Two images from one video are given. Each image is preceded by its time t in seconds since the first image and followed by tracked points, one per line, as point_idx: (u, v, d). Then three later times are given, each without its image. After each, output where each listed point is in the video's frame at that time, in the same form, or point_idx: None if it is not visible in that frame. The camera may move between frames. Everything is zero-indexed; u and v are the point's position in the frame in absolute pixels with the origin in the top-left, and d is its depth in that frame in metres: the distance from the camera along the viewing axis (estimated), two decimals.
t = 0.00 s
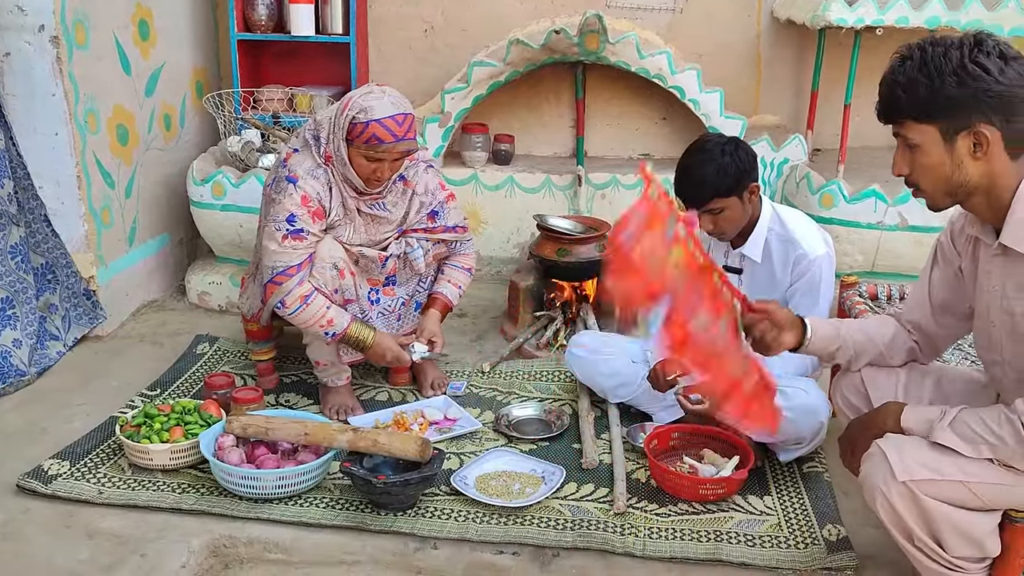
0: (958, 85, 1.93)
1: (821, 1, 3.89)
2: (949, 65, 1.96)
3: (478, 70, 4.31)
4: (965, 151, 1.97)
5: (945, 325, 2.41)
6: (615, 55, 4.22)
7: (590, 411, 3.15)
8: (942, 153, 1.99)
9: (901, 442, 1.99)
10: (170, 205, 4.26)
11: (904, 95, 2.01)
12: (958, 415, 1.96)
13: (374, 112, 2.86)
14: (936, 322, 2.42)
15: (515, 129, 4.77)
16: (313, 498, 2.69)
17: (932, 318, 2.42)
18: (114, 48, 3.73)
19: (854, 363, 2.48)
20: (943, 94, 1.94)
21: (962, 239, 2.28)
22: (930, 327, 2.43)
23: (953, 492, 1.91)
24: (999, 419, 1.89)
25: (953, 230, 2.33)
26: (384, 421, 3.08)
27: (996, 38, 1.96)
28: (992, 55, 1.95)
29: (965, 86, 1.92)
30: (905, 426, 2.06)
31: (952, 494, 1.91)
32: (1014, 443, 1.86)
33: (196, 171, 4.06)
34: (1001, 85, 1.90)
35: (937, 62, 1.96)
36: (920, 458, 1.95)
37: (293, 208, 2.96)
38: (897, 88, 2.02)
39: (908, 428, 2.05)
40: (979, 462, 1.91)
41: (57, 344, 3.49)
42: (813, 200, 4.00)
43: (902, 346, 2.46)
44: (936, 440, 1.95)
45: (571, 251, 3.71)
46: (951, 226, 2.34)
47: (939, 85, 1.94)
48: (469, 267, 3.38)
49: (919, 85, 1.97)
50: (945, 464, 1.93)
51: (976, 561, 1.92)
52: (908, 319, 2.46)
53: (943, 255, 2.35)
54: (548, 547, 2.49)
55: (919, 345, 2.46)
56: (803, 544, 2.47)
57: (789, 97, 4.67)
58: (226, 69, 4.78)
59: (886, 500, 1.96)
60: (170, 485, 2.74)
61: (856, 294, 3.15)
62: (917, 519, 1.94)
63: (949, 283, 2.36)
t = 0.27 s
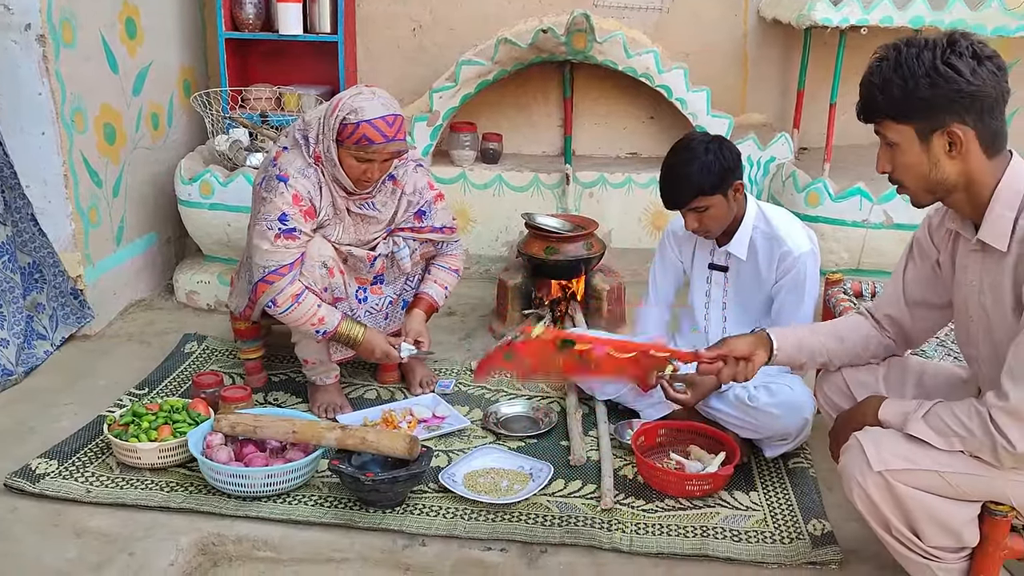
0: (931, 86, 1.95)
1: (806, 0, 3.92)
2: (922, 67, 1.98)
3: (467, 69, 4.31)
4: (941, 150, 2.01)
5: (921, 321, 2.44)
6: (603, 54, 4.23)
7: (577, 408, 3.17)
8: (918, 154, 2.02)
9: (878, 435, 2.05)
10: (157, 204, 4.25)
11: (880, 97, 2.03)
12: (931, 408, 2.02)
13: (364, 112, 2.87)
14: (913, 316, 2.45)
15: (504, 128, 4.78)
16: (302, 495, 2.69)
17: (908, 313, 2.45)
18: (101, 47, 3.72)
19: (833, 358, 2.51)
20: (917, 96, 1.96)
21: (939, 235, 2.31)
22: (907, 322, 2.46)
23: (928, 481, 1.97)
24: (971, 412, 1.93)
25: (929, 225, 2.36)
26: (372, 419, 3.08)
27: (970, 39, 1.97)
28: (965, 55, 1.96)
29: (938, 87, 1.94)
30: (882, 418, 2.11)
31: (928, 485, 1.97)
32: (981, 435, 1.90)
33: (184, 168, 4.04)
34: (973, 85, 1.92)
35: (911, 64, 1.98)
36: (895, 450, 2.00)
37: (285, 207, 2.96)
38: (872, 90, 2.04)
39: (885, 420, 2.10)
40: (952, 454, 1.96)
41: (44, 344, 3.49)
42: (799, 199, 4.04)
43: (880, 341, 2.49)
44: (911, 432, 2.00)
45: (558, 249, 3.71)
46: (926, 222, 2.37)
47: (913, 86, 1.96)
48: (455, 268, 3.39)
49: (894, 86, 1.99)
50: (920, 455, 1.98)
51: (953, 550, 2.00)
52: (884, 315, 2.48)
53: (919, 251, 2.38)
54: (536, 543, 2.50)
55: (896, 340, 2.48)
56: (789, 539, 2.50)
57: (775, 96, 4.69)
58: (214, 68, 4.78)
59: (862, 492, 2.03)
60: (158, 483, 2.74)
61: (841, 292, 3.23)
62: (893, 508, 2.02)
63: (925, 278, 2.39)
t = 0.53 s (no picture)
0: (919, 89, 1.98)
1: None
2: (910, 69, 2.00)
3: (458, 67, 4.33)
4: (931, 151, 2.04)
5: (910, 319, 2.47)
6: (593, 52, 4.26)
7: (568, 403, 3.20)
8: (910, 156, 2.05)
9: (867, 428, 2.06)
10: (150, 202, 4.26)
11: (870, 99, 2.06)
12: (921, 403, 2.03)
13: (357, 110, 2.89)
14: (902, 313, 2.47)
15: (495, 126, 4.81)
16: (295, 490, 2.71)
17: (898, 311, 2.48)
18: (93, 45, 3.73)
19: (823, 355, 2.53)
20: (907, 98, 1.99)
21: (927, 232, 2.33)
22: (895, 318, 2.48)
23: (917, 475, 1.98)
24: (959, 407, 1.95)
25: (916, 223, 2.38)
26: (365, 415, 3.10)
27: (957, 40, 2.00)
28: (953, 56, 1.99)
29: (927, 89, 1.97)
30: (871, 412, 2.12)
31: (916, 479, 1.99)
32: (971, 431, 1.92)
33: (176, 167, 4.07)
34: (962, 86, 1.95)
35: (900, 66, 2.01)
36: (884, 444, 2.01)
37: (277, 205, 2.97)
38: (863, 92, 2.07)
39: (874, 414, 2.11)
40: (940, 448, 1.98)
41: (37, 341, 3.49)
42: (788, 196, 4.06)
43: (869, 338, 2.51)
44: (899, 426, 2.02)
45: (549, 245, 3.76)
46: (915, 218, 2.39)
47: (903, 89, 1.99)
48: (446, 267, 3.39)
49: (883, 89, 2.02)
50: (909, 449, 1.99)
51: (941, 542, 2.01)
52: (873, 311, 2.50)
53: (908, 248, 2.41)
54: (527, 537, 2.53)
55: (886, 336, 2.51)
56: (776, 531, 2.53)
57: (764, 94, 4.73)
58: (205, 66, 4.79)
59: (852, 486, 2.04)
60: (152, 478, 2.75)
61: (829, 287, 3.21)
62: (883, 503, 2.02)
63: (913, 275, 2.42)
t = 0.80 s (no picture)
0: (907, 93, 1.97)
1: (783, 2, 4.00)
2: (897, 73, 2.00)
3: (451, 68, 4.37)
4: (918, 154, 2.04)
5: (900, 315, 2.49)
6: (585, 54, 4.30)
7: (560, 401, 3.24)
8: (897, 158, 2.05)
9: (852, 424, 2.11)
10: (145, 201, 4.29)
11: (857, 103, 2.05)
12: (903, 399, 2.08)
13: (344, 112, 2.93)
14: (890, 312, 2.49)
15: (488, 127, 4.85)
16: (289, 486, 2.75)
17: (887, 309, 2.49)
18: (88, 46, 3.76)
19: (811, 351, 2.56)
20: (895, 102, 1.98)
21: (914, 232, 2.34)
22: (884, 317, 2.50)
23: (899, 469, 2.02)
24: (940, 404, 2.00)
25: (904, 224, 2.38)
26: (358, 413, 3.14)
27: (943, 44, 2.00)
28: (939, 61, 2.00)
29: (913, 94, 1.97)
30: (857, 407, 2.18)
31: (898, 473, 2.03)
32: (950, 427, 1.97)
33: (171, 166, 4.07)
34: (948, 91, 1.96)
35: (887, 71, 2.01)
36: (867, 438, 2.06)
37: (266, 206, 3.02)
38: (851, 96, 2.06)
39: (860, 410, 2.16)
40: (922, 444, 2.02)
41: (33, 339, 3.52)
42: (777, 197, 4.12)
43: (856, 337, 2.53)
44: (883, 422, 2.07)
45: (541, 246, 3.78)
46: (904, 219, 2.39)
47: (890, 93, 1.98)
48: (441, 263, 3.44)
49: (870, 92, 2.02)
50: (892, 444, 2.04)
51: (924, 535, 2.04)
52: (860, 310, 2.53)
53: (896, 249, 2.43)
54: (518, 531, 2.57)
55: (876, 336, 2.53)
56: (763, 527, 2.58)
57: (755, 96, 4.78)
58: (199, 66, 4.81)
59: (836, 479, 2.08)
60: (147, 475, 2.79)
61: (816, 286, 3.28)
62: (866, 495, 2.06)
63: (901, 275, 2.44)
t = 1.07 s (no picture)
0: (897, 92, 1.93)
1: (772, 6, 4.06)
2: (889, 73, 1.96)
3: (444, 70, 4.42)
4: (904, 153, 1.99)
5: (883, 313, 2.44)
6: (576, 56, 4.35)
7: (549, 399, 3.28)
8: (885, 156, 2.01)
9: (831, 419, 2.15)
10: (139, 201, 4.32)
11: (848, 99, 2.01)
12: (882, 395, 2.12)
13: (334, 114, 2.97)
14: (872, 310, 2.45)
15: (480, 128, 4.89)
16: (280, 482, 2.79)
17: (868, 306, 2.44)
18: (83, 47, 3.80)
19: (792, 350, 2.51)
20: (885, 101, 1.94)
21: (901, 231, 2.29)
22: (865, 315, 2.45)
23: (877, 465, 2.06)
24: (916, 401, 2.03)
25: (892, 221, 2.33)
26: (350, 410, 3.18)
27: (936, 46, 1.96)
28: (930, 62, 1.95)
29: (905, 93, 1.92)
30: (836, 403, 2.20)
31: (875, 469, 2.07)
32: (925, 423, 2.01)
33: (165, 167, 4.14)
34: (938, 92, 1.91)
35: (879, 70, 1.96)
36: (845, 434, 2.11)
37: (258, 206, 3.06)
38: (841, 92, 2.02)
39: (839, 406, 2.19)
40: (899, 439, 2.06)
41: (27, 337, 3.56)
42: (765, 198, 4.17)
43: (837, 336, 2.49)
44: (861, 418, 2.11)
45: (531, 246, 3.84)
46: (890, 217, 2.34)
47: (881, 92, 1.94)
48: (432, 264, 3.48)
49: (862, 91, 1.98)
50: (869, 440, 2.08)
51: (900, 528, 2.09)
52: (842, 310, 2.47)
53: (881, 247, 2.38)
54: (505, 527, 2.62)
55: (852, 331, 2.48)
56: (746, 522, 2.63)
57: (744, 98, 4.83)
58: (194, 67, 4.85)
59: (814, 473, 2.13)
60: (141, 471, 2.82)
61: (803, 285, 3.29)
62: (844, 490, 2.11)
63: (886, 273, 2.39)
